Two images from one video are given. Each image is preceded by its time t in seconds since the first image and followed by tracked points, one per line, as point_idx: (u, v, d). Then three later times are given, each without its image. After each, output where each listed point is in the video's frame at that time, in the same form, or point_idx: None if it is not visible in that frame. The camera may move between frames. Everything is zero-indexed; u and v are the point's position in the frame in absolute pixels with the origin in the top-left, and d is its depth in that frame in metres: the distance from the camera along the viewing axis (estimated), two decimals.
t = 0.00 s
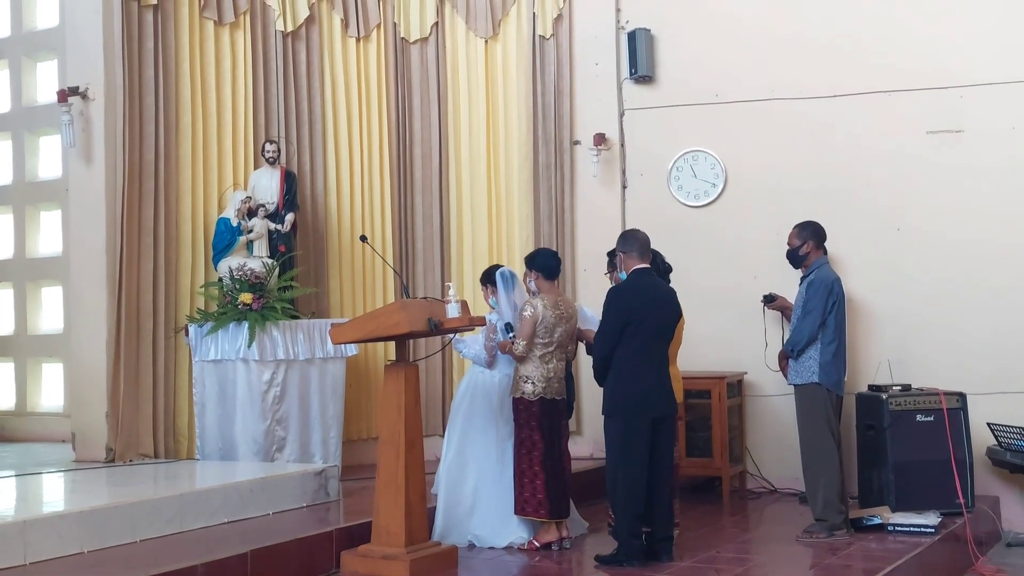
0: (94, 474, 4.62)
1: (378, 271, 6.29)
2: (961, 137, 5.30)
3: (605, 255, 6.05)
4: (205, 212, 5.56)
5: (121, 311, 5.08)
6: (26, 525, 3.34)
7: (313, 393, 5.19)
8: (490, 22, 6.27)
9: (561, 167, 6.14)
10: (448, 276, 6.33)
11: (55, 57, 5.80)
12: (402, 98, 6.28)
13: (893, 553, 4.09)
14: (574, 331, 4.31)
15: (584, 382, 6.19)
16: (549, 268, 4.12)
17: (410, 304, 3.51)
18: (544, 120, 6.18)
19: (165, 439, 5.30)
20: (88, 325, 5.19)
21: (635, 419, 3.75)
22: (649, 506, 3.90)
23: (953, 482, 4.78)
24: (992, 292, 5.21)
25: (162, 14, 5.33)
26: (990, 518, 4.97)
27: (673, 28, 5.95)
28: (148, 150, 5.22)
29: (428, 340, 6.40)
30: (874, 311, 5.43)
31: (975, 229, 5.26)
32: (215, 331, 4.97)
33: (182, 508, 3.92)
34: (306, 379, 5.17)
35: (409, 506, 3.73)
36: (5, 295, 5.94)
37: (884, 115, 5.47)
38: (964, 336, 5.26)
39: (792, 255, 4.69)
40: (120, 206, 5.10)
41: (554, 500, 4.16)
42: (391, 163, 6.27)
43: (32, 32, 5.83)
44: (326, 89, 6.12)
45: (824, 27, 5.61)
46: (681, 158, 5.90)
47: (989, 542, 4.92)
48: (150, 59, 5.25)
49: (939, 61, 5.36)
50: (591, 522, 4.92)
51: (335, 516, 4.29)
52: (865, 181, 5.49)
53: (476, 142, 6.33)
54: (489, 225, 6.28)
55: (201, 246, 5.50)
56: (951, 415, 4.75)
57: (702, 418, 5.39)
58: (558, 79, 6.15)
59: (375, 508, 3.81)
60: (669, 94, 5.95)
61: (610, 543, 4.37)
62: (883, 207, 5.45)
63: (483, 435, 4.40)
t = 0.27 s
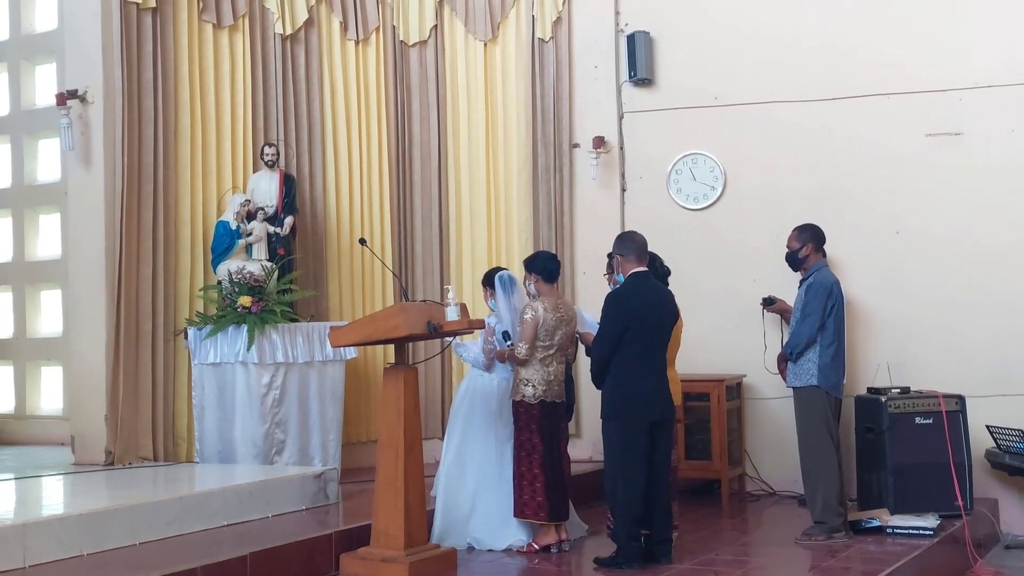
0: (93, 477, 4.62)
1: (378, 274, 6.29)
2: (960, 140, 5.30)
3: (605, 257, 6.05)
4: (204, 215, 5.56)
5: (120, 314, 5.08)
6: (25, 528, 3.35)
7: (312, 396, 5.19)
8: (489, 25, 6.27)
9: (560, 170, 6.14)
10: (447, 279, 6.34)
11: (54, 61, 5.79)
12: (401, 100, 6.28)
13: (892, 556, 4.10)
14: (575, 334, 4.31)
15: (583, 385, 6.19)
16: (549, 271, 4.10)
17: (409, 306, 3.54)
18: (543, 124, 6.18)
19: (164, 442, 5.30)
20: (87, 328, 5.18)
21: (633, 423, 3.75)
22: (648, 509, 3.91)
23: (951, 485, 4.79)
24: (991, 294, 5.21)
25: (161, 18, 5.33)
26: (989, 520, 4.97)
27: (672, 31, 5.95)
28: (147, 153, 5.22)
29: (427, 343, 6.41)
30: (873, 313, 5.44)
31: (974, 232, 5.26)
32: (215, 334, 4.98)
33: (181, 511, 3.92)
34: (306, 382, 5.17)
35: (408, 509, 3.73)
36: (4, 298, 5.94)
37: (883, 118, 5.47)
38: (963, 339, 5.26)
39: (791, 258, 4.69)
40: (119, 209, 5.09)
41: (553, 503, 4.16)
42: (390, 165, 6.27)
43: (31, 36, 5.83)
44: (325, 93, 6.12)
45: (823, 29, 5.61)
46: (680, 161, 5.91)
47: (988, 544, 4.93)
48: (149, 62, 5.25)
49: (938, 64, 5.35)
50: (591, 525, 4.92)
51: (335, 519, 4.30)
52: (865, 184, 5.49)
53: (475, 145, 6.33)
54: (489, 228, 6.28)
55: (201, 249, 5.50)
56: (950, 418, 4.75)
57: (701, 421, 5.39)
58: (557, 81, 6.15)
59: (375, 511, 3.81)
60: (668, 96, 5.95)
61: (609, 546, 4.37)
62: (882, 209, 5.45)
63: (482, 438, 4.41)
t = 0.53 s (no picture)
0: (93, 477, 4.62)
1: (376, 272, 6.28)
2: (959, 138, 5.30)
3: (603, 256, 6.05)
4: (202, 214, 5.55)
5: (119, 314, 5.07)
6: (24, 527, 3.35)
7: (311, 394, 5.19)
8: (488, 24, 6.26)
9: (559, 169, 6.13)
10: (446, 278, 6.33)
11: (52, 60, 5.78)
12: (400, 99, 6.27)
13: (890, 554, 4.11)
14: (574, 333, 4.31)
15: (582, 383, 6.19)
16: (549, 270, 4.10)
17: (407, 305, 3.52)
18: (542, 122, 6.17)
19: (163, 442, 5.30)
20: (86, 327, 5.18)
21: (632, 422, 3.76)
22: (646, 508, 3.91)
23: (950, 483, 4.79)
24: (990, 293, 5.21)
25: (159, 16, 5.31)
26: (987, 518, 4.98)
27: (670, 29, 5.94)
28: (145, 152, 5.21)
29: (426, 342, 6.41)
30: (871, 312, 5.44)
31: (973, 230, 5.26)
32: (213, 333, 4.98)
33: (181, 510, 3.92)
34: (304, 381, 5.17)
35: (408, 508, 3.74)
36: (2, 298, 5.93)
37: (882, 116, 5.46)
38: (962, 337, 5.26)
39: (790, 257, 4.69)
40: (117, 208, 5.08)
41: (552, 501, 4.16)
42: (389, 164, 6.27)
43: (29, 35, 5.81)
44: (323, 92, 6.11)
45: (821, 28, 5.60)
46: (679, 159, 5.90)
47: (986, 542, 4.94)
48: (147, 61, 5.24)
49: (937, 62, 5.35)
50: (590, 524, 4.93)
51: (334, 519, 4.30)
52: (864, 182, 5.49)
53: (474, 144, 6.32)
54: (488, 227, 6.28)
55: (199, 248, 5.48)
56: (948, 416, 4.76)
57: (700, 419, 5.40)
58: (556, 80, 6.14)
59: (374, 510, 3.82)
60: (667, 95, 5.95)
61: (608, 545, 4.38)
62: (881, 207, 5.45)
63: (481, 436, 4.41)
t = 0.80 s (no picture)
0: (91, 472, 4.62)
1: (375, 269, 6.31)
2: (958, 136, 5.30)
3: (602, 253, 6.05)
4: (201, 210, 5.55)
5: (117, 309, 5.07)
6: (22, 522, 3.35)
7: (309, 391, 5.19)
8: (487, 21, 6.26)
9: (559, 166, 6.13)
10: (445, 275, 6.33)
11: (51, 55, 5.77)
12: (399, 96, 6.27)
13: (888, 551, 4.11)
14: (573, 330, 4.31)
15: (580, 381, 6.20)
16: (549, 267, 4.09)
17: (405, 301, 3.52)
18: (541, 119, 6.17)
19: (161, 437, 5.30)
20: (84, 323, 5.18)
21: (630, 420, 3.76)
22: (644, 505, 3.92)
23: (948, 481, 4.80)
24: (988, 291, 5.21)
25: (158, 11, 5.30)
26: (984, 516, 4.99)
27: (670, 27, 5.94)
28: (144, 148, 5.21)
29: (425, 338, 6.41)
30: (870, 310, 5.44)
31: (972, 228, 5.26)
32: (212, 330, 4.96)
33: (179, 506, 3.92)
34: (303, 377, 5.16)
35: (406, 505, 3.74)
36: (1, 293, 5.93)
37: (881, 114, 5.46)
38: (960, 335, 5.27)
39: (790, 254, 4.69)
40: (116, 204, 5.08)
41: (551, 498, 4.17)
42: (388, 159, 6.27)
43: (27, 30, 5.80)
44: (323, 88, 6.10)
45: (821, 26, 5.59)
46: (678, 157, 5.90)
47: (983, 540, 4.95)
48: (145, 57, 5.23)
49: (937, 60, 5.35)
50: (588, 520, 4.93)
51: (332, 515, 4.30)
52: (863, 180, 5.49)
53: (473, 140, 6.32)
54: (487, 224, 6.28)
55: (198, 244, 5.48)
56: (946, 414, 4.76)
57: (698, 417, 5.41)
58: (555, 77, 6.14)
59: (372, 507, 3.83)
60: (667, 92, 5.94)
61: (606, 541, 4.38)
62: (880, 205, 5.45)
63: (480, 433, 4.41)
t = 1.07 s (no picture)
0: (90, 468, 4.62)
1: (375, 267, 6.31)
2: (958, 135, 5.30)
3: (602, 251, 6.05)
4: (201, 206, 5.55)
5: (117, 306, 5.07)
6: (21, 518, 3.35)
7: (308, 388, 5.18)
8: (487, 18, 6.26)
9: (558, 164, 6.13)
10: (444, 272, 6.33)
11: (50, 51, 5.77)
12: (399, 93, 6.27)
13: (887, 550, 4.11)
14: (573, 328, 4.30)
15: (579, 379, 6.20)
16: (549, 265, 4.09)
17: (405, 299, 3.51)
18: (541, 117, 6.16)
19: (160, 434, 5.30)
20: (83, 320, 5.18)
21: (629, 417, 3.76)
22: (643, 503, 3.91)
23: (947, 480, 4.79)
24: (988, 290, 5.21)
25: (158, 8, 5.30)
26: (983, 515, 4.99)
27: (670, 25, 5.94)
28: (144, 145, 5.21)
29: (424, 336, 6.41)
30: (869, 309, 5.44)
31: (971, 227, 5.26)
32: (210, 327, 4.98)
33: (178, 502, 3.92)
34: (302, 374, 5.16)
35: (405, 502, 3.74)
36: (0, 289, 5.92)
37: (881, 113, 5.46)
38: (959, 334, 5.27)
39: (790, 252, 4.70)
40: (115, 200, 5.08)
41: (550, 496, 4.16)
42: (388, 156, 6.27)
43: (27, 26, 5.80)
44: (322, 85, 6.10)
45: (821, 24, 5.59)
46: (678, 155, 5.90)
47: (982, 539, 4.95)
48: (145, 53, 5.22)
49: (937, 59, 5.35)
50: (587, 518, 4.93)
51: (331, 511, 4.30)
52: (862, 179, 5.49)
53: (473, 137, 6.32)
54: (486, 222, 6.28)
55: (197, 240, 5.48)
56: (945, 413, 4.75)
57: (697, 415, 5.41)
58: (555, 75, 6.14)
59: (371, 503, 3.83)
60: (666, 90, 5.94)
61: (605, 539, 4.38)
62: (879, 204, 5.45)
63: (479, 430, 4.41)
